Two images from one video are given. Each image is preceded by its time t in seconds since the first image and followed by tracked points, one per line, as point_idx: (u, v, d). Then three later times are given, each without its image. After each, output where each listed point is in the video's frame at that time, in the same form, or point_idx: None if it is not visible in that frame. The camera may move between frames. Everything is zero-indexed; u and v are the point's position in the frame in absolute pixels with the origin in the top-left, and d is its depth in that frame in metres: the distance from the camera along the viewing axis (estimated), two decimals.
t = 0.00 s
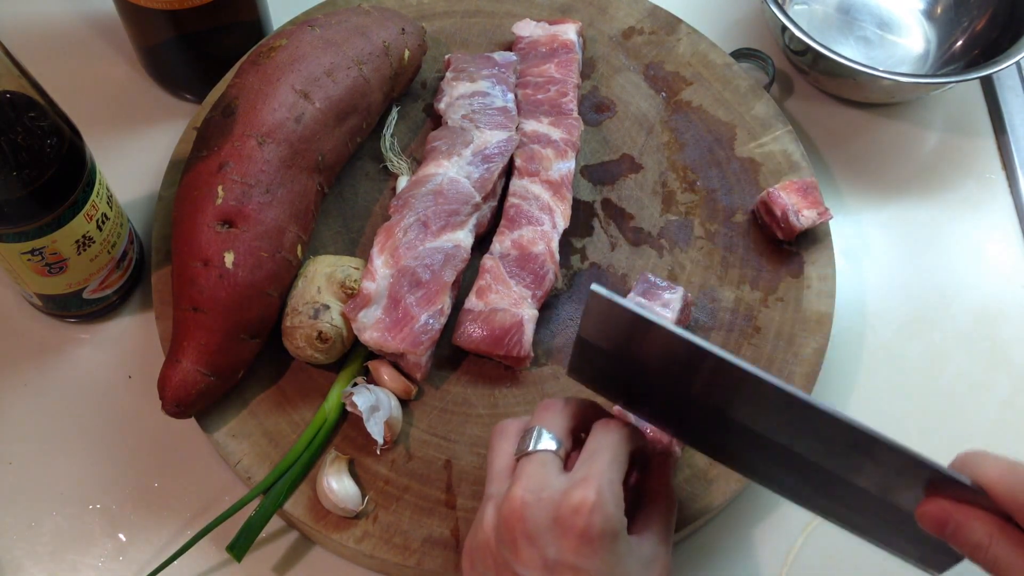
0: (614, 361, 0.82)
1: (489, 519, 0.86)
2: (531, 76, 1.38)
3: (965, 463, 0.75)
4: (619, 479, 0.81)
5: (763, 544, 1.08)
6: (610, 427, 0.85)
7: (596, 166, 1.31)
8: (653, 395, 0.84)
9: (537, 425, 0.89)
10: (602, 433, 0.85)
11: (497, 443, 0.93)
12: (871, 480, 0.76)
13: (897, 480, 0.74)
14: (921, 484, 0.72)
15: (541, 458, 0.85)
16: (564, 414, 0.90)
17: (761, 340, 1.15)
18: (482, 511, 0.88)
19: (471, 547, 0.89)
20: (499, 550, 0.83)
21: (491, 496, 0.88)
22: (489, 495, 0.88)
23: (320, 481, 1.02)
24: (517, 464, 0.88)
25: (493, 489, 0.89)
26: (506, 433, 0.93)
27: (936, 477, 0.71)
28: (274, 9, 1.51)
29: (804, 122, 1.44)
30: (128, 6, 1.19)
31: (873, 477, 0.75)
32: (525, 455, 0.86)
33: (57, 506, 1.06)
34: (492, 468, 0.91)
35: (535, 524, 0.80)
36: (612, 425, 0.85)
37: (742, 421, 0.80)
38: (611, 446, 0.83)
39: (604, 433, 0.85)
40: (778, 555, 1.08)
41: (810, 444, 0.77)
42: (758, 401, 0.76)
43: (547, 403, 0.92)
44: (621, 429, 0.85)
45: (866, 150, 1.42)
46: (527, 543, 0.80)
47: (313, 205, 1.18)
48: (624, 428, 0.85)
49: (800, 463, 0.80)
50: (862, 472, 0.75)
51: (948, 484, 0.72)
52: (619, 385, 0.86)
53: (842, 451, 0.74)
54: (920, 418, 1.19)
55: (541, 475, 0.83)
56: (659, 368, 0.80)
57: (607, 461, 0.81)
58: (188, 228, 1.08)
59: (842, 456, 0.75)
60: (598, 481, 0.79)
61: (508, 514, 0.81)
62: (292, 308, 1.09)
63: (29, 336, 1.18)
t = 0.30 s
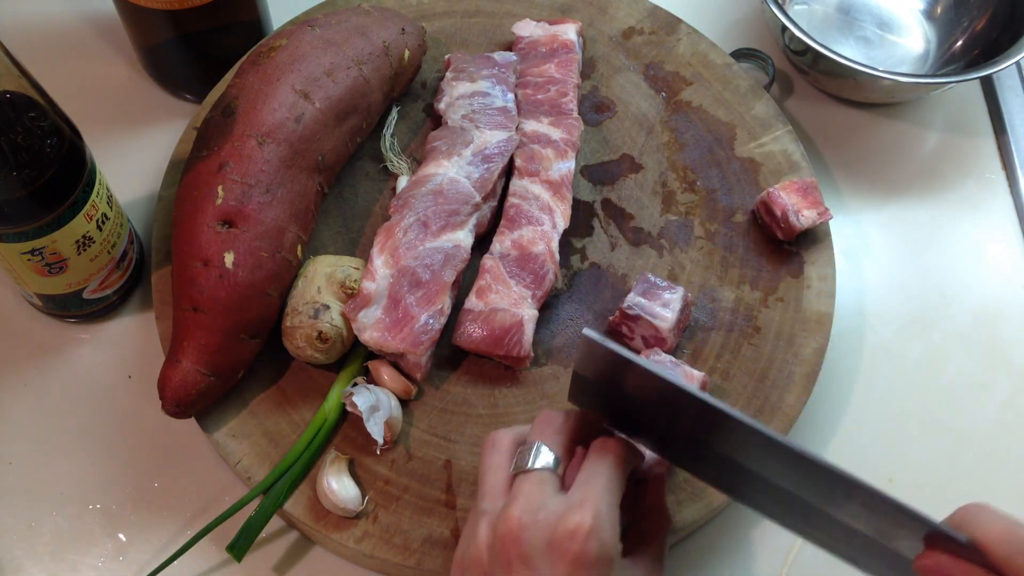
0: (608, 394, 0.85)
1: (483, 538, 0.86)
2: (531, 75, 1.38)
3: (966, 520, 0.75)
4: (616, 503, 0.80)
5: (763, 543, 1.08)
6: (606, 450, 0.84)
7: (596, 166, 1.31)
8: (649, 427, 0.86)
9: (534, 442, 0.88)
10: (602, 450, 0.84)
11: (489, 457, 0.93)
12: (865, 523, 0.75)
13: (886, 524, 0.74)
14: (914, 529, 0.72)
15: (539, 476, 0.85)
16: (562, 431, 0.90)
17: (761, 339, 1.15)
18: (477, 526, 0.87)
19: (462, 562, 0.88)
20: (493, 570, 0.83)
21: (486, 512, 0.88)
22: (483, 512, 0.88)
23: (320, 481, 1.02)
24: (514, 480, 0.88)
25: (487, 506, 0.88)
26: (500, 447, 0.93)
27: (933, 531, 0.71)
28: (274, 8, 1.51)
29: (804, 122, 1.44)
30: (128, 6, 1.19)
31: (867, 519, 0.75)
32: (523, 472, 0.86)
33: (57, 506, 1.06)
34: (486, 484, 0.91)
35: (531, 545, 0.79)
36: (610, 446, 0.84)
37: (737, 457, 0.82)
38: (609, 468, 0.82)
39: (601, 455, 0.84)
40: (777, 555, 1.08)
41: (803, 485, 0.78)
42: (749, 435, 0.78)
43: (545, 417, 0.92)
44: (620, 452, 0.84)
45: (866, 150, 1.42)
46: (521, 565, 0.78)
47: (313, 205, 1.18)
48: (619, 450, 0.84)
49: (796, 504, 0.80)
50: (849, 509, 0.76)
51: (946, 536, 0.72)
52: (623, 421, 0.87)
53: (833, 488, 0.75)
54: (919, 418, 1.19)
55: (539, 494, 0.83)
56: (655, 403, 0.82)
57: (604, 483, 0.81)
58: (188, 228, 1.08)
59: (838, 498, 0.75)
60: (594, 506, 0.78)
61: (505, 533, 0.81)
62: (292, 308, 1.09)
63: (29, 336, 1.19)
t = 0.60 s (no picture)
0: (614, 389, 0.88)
1: (483, 528, 0.85)
2: (531, 75, 1.38)
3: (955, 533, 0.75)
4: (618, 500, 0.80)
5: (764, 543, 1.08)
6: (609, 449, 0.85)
7: (596, 166, 1.31)
8: (656, 425, 0.89)
9: (539, 437, 0.88)
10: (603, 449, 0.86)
11: (493, 449, 0.93)
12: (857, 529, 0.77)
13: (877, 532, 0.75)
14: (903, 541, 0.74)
15: (542, 470, 0.84)
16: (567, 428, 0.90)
17: (761, 339, 1.15)
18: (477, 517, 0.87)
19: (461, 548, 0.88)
20: (492, 559, 0.82)
21: (488, 503, 0.88)
22: (484, 503, 0.88)
23: (320, 481, 1.02)
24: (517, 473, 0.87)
25: (488, 497, 0.88)
26: (506, 440, 0.93)
27: (923, 543, 0.71)
28: (274, 8, 1.51)
29: (804, 122, 1.44)
30: (129, 7, 1.19)
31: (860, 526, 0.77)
32: (527, 465, 0.85)
33: (57, 506, 1.06)
34: (488, 475, 0.91)
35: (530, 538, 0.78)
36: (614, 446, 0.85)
37: (738, 458, 0.84)
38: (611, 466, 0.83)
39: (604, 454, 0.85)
40: (777, 555, 1.08)
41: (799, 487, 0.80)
42: (747, 438, 0.80)
43: (551, 413, 0.92)
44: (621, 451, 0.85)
45: (866, 150, 1.42)
46: (521, 555, 0.78)
47: (313, 206, 1.18)
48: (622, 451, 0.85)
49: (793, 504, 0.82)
50: (842, 515, 0.78)
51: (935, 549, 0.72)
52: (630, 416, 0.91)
53: (827, 494, 0.77)
54: (920, 419, 1.19)
55: (542, 488, 0.82)
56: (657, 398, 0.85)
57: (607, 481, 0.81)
58: (188, 228, 1.08)
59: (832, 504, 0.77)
60: (597, 501, 0.78)
61: (505, 524, 0.80)
62: (292, 308, 1.09)
63: (29, 336, 1.19)
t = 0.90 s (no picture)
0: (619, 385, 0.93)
1: (487, 502, 0.88)
2: (531, 75, 1.38)
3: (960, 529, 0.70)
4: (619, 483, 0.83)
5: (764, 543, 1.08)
6: (615, 435, 0.87)
7: (596, 167, 1.31)
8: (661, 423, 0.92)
9: (549, 421, 0.92)
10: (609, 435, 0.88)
11: (508, 430, 0.96)
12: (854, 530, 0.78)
13: (871, 533, 0.75)
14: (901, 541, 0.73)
15: (548, 452, 0.88)
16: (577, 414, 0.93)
17: (761, 339, 1.15)
18: (483, 493, 0.90)
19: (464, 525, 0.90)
20: (494, 534, 0.84)
21: (493, 480, 0.91)
22: (491, 479, 0.91)
23: (320, 481, 1.02)
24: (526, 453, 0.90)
25: (497, 473, 0.91)
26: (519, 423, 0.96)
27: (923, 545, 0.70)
28: (274, 9, 1.51)
29: (804, 122, 1.44)
30: (129, 7, 1.19)
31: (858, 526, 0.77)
32: (535, 445, 0.89)
33: (57, 506, 1.06)
34: (500, 453, 0.93)
35: (530, 513, 0.82)
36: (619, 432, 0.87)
37: (739, 458, 0.86)
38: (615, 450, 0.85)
39: (610, 439, 0.87)
40: (777, 555, 1.08)
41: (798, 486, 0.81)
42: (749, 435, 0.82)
43: (564, 400, 0.95)
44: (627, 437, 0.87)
45: (866, 150, 1.42)
46: (520, 531, 0.82)
47: (312, 205, 1.18)
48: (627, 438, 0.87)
49: (794, 505, 0.83)
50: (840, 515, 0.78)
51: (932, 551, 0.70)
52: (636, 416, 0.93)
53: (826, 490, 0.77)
54: (920, 419, 1.19)
55: (546, 468, 0.86)
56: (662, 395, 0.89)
57: (609, 463, 0.84)
58: (188, 228, 1.08)
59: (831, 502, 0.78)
60: (597, 482, 0.81)
61: (507, 500, 0.83)
62: (292, 308, 1.09)
63: (29, 337, 1.18)
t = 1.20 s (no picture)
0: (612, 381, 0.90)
1: (490, 506, 0.89)
2: (531, 75, 1.38)
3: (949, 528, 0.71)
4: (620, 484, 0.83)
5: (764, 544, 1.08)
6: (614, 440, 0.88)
7: (596, 166, 1.31)
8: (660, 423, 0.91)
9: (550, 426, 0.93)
10: (609, 437, 0.89)
11: (512, 435, 0.97)
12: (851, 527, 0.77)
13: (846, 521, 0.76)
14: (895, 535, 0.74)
15: (550, 455, 0.89)
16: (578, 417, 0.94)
17: (761, 339, 1.15)
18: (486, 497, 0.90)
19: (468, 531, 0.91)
20: (496, 538, 0.86)
21: (497, 485, 0.91)
22: (495, 484, 0.91)
23: (320, 481, 1.02)
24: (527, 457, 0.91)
25: (500, 478, 0.92)
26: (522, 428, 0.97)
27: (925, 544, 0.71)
28: (274, 8, 1.51)
29: (804, 122, 1.44)
30: (129, 7, 1.19)
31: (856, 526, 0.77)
32: (536, 450, 0.90)
33: (57, 507, 1.06)
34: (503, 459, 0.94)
35: (532, 517, 0.82)
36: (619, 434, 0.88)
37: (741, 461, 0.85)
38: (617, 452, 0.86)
39: (610, 441, 0.87)
40: (777, 556, 1.08)
41: (798, 489, 0.81)
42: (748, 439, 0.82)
43: (564, 404, 0.96)
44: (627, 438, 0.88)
45: (866, 150, 1.42)
46: (523, 535, 0.82)
47: (312, 205, 1.18)
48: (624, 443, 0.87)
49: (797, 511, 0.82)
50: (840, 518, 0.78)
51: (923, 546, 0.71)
52: (634, 415, 0.92)
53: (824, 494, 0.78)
54: (920, 419, 1.19)
55: (547, 471, 0.86)
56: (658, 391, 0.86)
57: (610, 465, 0.85)
58: (188, 228, 1.08)
59: (826, 500, 0.79)
60: (598, 484, 0.82)
61: (509, 504, 0.84)
62: (292, 308, 1.09)
63: (29, 337, 1.18)
